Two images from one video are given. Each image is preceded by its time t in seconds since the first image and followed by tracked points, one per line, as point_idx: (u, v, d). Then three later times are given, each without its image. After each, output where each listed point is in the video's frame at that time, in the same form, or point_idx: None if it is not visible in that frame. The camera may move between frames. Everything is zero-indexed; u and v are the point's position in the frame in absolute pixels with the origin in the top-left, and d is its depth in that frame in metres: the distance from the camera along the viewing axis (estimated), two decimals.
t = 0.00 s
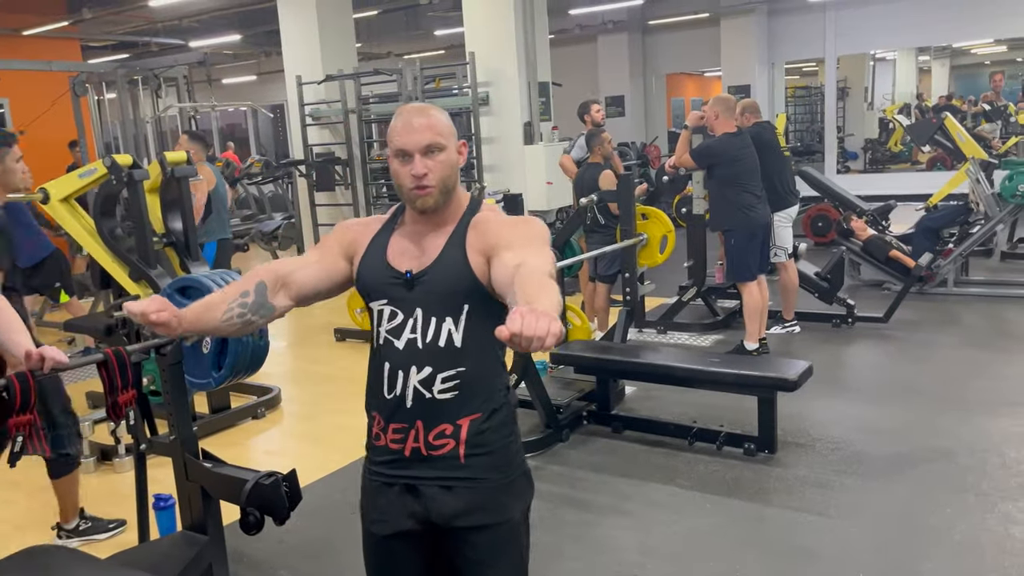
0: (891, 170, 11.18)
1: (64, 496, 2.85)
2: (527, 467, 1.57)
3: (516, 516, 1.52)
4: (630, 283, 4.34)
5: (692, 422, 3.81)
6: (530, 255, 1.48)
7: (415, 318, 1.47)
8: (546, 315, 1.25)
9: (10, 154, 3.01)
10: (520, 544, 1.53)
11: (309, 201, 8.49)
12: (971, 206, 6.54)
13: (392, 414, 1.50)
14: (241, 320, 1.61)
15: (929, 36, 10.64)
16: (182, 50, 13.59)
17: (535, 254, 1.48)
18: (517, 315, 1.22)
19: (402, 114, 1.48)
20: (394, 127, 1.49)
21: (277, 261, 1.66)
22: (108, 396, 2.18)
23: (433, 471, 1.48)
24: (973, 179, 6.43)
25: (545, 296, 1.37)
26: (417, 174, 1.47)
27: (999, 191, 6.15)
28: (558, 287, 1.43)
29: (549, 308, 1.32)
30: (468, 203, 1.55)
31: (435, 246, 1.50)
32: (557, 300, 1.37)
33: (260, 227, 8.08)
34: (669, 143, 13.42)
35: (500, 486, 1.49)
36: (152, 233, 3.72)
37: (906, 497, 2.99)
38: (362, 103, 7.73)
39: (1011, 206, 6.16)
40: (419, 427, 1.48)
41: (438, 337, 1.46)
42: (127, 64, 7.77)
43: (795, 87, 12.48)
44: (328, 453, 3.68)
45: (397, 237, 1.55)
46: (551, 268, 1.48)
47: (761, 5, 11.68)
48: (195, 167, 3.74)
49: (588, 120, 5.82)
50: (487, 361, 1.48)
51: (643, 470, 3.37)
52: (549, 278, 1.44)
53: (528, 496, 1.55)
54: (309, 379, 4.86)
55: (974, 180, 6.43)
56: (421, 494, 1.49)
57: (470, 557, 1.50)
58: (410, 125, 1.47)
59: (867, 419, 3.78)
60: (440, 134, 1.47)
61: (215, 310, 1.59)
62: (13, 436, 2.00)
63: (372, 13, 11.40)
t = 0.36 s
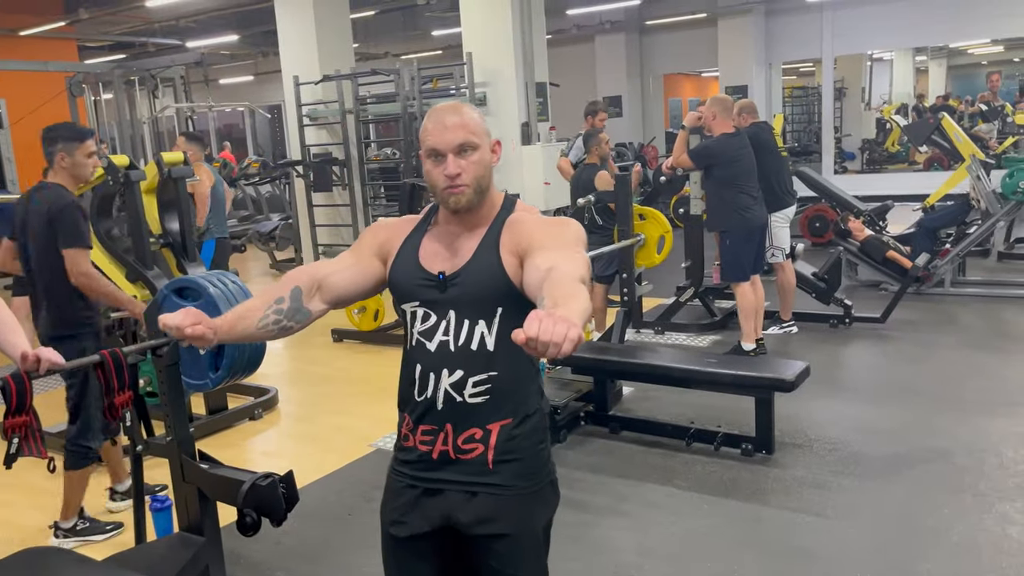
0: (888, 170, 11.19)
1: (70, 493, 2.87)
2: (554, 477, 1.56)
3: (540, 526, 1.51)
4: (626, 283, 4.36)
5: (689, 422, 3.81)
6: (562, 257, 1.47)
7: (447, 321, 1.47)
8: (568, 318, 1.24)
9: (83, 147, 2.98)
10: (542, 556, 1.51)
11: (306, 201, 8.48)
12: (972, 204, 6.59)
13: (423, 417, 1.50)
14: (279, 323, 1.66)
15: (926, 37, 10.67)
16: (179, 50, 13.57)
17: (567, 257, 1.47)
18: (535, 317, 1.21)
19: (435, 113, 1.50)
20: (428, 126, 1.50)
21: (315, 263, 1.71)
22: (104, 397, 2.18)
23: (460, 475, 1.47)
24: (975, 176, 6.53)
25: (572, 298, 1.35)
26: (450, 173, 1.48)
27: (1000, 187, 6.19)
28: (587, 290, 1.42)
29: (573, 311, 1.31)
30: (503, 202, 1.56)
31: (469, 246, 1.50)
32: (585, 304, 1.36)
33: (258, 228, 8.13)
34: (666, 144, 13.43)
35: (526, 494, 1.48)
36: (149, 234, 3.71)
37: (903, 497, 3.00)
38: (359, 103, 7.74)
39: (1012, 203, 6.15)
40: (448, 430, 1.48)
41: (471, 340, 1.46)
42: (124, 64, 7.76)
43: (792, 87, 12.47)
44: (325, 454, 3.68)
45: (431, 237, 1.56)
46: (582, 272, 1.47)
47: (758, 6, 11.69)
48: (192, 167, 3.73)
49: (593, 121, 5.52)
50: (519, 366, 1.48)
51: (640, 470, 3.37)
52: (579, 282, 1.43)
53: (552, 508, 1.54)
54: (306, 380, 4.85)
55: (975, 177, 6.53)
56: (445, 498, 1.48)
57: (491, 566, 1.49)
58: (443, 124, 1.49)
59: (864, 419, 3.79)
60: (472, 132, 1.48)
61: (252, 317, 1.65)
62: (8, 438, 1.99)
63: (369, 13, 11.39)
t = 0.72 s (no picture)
0: (888, 170, 11.18)
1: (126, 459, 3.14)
2: (564, 479, 1.56)
3: (547, 528, 1.50)
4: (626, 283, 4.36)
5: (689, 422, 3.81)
6: (575, 263, 1.47)
7: (460, 322, 1.48)
8: (579, 331, 1.23)
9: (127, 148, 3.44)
10: (548, 559, 1.51)
11: (305, 201, 8.48)
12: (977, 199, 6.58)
13: (434, 416, 1.51)
14: (294, 323, 1.67)
15: (926, 36, 10.66)
16: (178, 50, 13.56)
17: (580, 263, 1.47)
18: (545, 330, 1.21)
19: (452, 110, 1.51)
20: (445, 124, 1.51)
21: (327, 262, 1.72)
22: (104, 397, 2.18)
23: (468, 476, 1.48)
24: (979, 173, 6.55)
25: (584, 307, 1.35)
26: (465, 171, 1.49)
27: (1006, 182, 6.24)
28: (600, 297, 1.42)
29: (584, 322, 1.30)
30: (518, 201, 1.57)
31: (484, 246, 1.51)
32: (596, 312, 1.36)
33: (257, 228, 8.12)
34: (666, 143, 13.43)
35: (534, 497, 1.47)
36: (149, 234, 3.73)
37: (903, 497, 3.00)
38: (359, 103, 7.74)
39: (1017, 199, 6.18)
40: (458, 430, 1.48)
41: (482, 342, 1.46)
42: (123, 64, 7.77)
43: (792, 87, 12.46)
44: (324, 454, 3.68)
45: (445, 236, 1.56)
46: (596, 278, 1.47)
47: (758, 6, 11.68)
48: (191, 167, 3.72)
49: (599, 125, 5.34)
50: (532, 369, 1.47)
51: (641, 470, 3.37)
52: (593, 290, 1.43)
53: (560, 511, 1.53)
54: (306, 380, 4.85)
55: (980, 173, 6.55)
56: (453, 497, 1.49)
57: (497, 567, 1.48)
58: (460, 122, 1.50)
59: (864, 419, 3.78)
60: (489, 131, 1.49)
61: (267, 313, 1.67)
62: (7, 438, 1.98)
63: (369, 13, 11.39)
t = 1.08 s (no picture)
0: (887, 170, 11.19)
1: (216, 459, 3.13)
2: (560, 477, 1.56)
3: (543, 525, 1.50)
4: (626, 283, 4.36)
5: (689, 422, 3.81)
6: (573, 262, 1.47)
7: (455, 319, 1.48)
8: (573, 331, 1.23)
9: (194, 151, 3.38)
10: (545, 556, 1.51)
11: (305, 201, 8.48)
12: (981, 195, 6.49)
13: (430, 411, 1.52)
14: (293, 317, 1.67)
15: (925, 36, 10.65)
16: (179, 50, 13.55)
17: (578, 263, 1.47)
18: (539, 331, 1.21)
19: (452, 110, 1.51)
20: (446, 123, 1.51)
21: (328, 256, 1.72)
22: (104, 397, 2.18)
23: (464, 471, 1.48)
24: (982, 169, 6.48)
25: (580, 307, 1.35)
26: (463, 170, 1.49)
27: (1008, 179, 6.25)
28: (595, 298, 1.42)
29: (579, 322, 1.30)
30: (517, 200, 1.57)
31: (481, 245, 1.51)
32: (592, 313, 1.36)
33: (257, 228, 8.13)
34: (665, 144, 13.44)
35: (529, 493, 1.48)
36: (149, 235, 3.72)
37: (903, 496, 3.00)
38: (359, 104, 7.73)
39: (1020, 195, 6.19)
40: (454, 425, 1.49)
41: (477, 339, 1.46)
42: (123, 64, 7.77)
43: (792, 87, 12.42)
44: (324, 454, 3.68)
45: (444, 233, 1.57)
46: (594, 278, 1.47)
47: (758, 6, 11.68)
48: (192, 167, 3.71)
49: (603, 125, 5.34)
50: (528, 366, 1.47)
51: (640, 470, 3.37)
52: (590, 289, 1.42)
53: (556, 508, 1.53)
54: (306, 380, 4.86)
55: (983, 169, 6.47)
56: (450, 493, 1.49)
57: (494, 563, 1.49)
58: (460, 121, 1.50)
59: (864, 419, 3.78)
60: (489, 131, 1.49)
61: (263, 308, 1.67)
62: (7, 439, 1.98)
63: (368, 13, 11.39)
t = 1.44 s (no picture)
0: (887, 170, 11.19)
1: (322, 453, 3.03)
2: (533, 467, 1.56)
3: (518, 515, 1.51)
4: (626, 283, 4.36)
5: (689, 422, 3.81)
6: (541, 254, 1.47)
7: (424, 311, 1.49)
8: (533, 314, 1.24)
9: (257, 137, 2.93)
10: (521, 546, 1.52)
11: (305, 201, 8.48)
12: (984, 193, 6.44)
13: (403, 402, 1.53)
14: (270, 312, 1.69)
15: (925, 36, 10.65)
16: (179, 50, 13.54)
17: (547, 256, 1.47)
18: (500, 312, 1.22)
19: (423, 111, 1.53)
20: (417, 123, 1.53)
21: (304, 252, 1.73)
22: (104, 397, 2.18)
23: (437, 463, 1.50)
24: (985, 166, 6.46)
25: (543, 295, 1.35)
26: (433, 168, 1.51)
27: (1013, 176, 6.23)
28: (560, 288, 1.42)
29: (542, 308, 1.31)
30: (488, 199, 1.58)
31: (451, 241, 1.52)
32: (554, 299, 1.36)
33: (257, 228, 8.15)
34: (666, 143, 13.43)
35: (501, 484, 1.49)
36: (149, 235, 3.69)
37: (903, 496, 3.00)
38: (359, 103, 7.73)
39: None
40: (426, 416, 1.51)
41: (445, 332, 1.47)
42: (124, 65, 7.78)
43: (792, 87, 12.45)
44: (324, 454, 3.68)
45: (415, 230, 1.58)
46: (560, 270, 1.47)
47: (758, 6, 11.68)
48: (191, 167, 3.70)
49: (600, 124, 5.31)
50: (496, 357, 1.47)
51: (640, 470, 3.37)
52: (556, 280, 1.42)
53: (532, 499, 1.54)
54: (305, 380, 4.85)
55: (986, 167, 6.46)
56: (425, 485, 1.51)
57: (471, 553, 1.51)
58: (431, 121, 1.52)
59: (864, 419, 3.78)
60: (458, 130, 1.51)
61: (237, 301, 1.69)
62: (7, 439, 1.98)
63: (368, 13, 11.39)
